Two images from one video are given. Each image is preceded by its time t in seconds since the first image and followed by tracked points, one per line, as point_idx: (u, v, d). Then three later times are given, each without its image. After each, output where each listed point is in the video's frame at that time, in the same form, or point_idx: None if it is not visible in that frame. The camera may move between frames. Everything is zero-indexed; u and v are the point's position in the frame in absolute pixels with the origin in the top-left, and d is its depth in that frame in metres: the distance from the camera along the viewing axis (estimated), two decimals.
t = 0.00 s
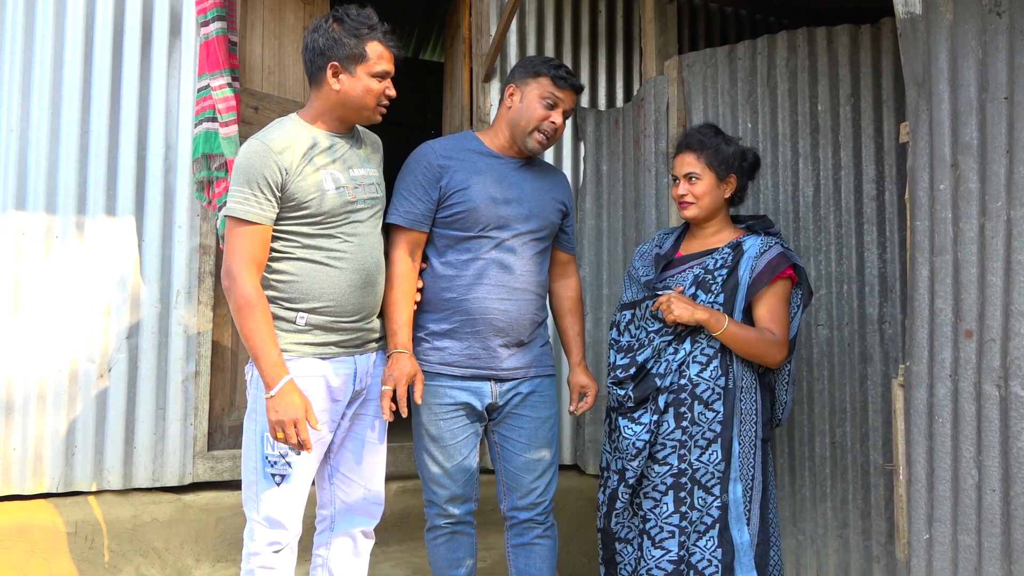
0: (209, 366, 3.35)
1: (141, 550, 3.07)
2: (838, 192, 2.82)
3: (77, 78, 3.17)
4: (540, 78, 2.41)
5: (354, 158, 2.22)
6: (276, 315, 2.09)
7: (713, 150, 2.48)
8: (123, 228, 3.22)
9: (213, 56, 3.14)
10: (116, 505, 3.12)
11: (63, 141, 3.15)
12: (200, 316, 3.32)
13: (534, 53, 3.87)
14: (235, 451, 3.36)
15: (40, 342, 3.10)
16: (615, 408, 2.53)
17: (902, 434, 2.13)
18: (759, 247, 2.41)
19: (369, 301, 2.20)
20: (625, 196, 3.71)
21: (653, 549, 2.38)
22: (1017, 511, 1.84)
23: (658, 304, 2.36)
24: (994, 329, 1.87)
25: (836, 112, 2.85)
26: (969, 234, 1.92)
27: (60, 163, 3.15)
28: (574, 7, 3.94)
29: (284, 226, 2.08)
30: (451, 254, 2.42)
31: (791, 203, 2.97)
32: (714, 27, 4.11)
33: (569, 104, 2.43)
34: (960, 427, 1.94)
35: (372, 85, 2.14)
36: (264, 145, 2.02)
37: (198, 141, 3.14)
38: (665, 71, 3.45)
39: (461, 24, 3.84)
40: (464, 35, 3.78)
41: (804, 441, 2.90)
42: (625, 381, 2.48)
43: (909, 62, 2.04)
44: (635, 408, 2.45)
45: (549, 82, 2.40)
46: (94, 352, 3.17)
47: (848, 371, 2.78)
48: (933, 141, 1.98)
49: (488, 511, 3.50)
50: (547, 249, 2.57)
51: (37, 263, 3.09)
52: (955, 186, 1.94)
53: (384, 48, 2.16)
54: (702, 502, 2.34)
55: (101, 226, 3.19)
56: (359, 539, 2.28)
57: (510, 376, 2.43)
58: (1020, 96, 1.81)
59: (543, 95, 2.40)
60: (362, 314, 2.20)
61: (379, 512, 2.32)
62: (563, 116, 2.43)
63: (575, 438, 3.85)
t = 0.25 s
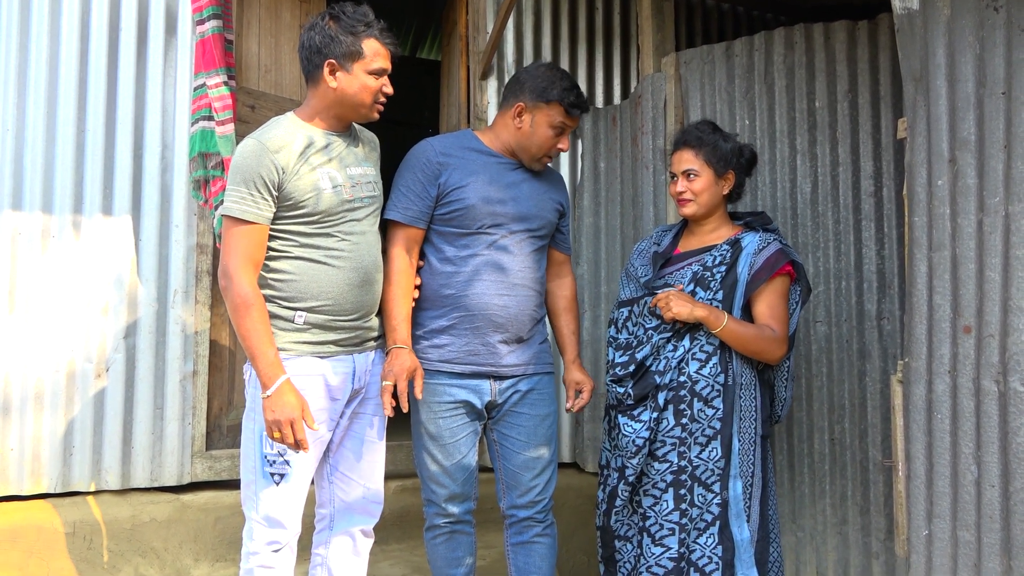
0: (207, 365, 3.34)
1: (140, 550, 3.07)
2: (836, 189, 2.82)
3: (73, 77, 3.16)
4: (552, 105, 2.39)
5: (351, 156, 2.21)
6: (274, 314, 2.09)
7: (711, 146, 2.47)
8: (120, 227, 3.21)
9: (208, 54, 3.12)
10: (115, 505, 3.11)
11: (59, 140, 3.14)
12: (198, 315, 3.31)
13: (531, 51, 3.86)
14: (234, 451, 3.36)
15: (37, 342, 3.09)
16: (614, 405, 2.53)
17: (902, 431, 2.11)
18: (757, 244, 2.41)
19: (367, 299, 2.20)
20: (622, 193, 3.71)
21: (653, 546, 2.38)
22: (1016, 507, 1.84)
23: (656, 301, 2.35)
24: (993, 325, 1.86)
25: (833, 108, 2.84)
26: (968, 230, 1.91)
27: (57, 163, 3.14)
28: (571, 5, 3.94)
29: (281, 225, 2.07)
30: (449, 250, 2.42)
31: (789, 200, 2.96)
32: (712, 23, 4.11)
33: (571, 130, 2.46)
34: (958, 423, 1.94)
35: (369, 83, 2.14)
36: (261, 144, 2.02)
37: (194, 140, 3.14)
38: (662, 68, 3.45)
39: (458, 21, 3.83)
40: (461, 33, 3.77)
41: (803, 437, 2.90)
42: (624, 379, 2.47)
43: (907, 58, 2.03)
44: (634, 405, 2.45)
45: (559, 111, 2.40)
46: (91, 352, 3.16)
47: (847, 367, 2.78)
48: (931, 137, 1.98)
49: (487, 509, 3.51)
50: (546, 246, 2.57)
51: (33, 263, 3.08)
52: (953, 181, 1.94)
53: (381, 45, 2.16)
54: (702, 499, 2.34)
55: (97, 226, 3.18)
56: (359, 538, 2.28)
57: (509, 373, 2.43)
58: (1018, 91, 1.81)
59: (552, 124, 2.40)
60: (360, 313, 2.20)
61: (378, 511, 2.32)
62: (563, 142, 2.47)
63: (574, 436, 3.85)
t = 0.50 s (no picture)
0: (207, 363, 3.34)
1: (140, 548, 3.07)
2: (836, 185, 2.81)
3: (71, 74, 3.15)
4: (554, 107, 2.37)
5: (351, 153, 2.21)
6: (274, 311, 2.08)
7: (712, 143, 2.46)
8: (119, 225, 3.20)
9: (206, 50, 3.11)
10: (115, 502, 3.11)
11: (58, 138, 3.14)
12: (197, 312, 3.30)
13: (530, 47, 3.85)
14: (234, 448, 3.36)
15: (36, 340, 3.09)
16: (614, 401, 2.53)
17: (901, 427, 2.14)
18: (758, 240, 2.40)
19: (367, 296, 2.19)
20: (622, 190, 3.70)
21: (654, 543, 2.37)
22: (1017, 503, 1.84)
23: (657, 297, 2.34)
24: (994, 321, 1.86)
25: (834, 104, 2.83)
26: (969, 225, 1.91)
27: (55, 160, 3.13)
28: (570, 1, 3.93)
29: (281, 222, 2.06)
30: (449, 248, 2.41)
31: (789, 196, 2.95)
32: (711, 19, 4.10)
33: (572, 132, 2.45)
34: (960, 419, 1.93)
35: (369, 79, 2.13)
36: (261, 141, 2.01)
37: (193, 137, 3.15)
38: (662, 64, 3.44)
39: (457, 18, 3.81)
40: (460, 29, 3.76)
41: (803, 434, 2.90)
42: (624, 375, 2.46)
43: (908, 53, 2.02)
44: (635, 401, 2.44)
45: (562, 113, 2.39)
46: (91, 350, 3.16)
47: (848, 364, 2.77)
48: (931, 132, 1.97)
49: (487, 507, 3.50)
50: (545, 243, 2.56)
51: (32, 261, 3.07)
52: (954, 177, 1.93)
53: (381, 41, 2.15)
54: (703, 496, 2.34)
55: (96, 224, 3.17)
56: (359, 535, 2.27)
57: (508, 370, 2.42)
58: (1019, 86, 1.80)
59: (554, 127, 2.39)
60: (360, 309, 2.19)
61: (378, 508, 2.31)
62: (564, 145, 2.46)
63: (574, 433, 3.84)
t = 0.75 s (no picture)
0: (206, 362, 3.33)
1: (139, 547, 3.06)
2: (838, 183, 2.80)
3: (71, 73, 3.15)
4: (543, 80, 2.40)
5: (352, 152, 2.20)
6: (274, 310, 2.08)
7: (713, 142, 2.46)
8: (119, 223, 3.20)
9: (205, 48, 3.11)
10: (115, 501, 3.11)
11: (57, 136, 3.13)
12: (198, 311, 3.29)
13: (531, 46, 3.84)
14: (234, 447, 3.35)
15: (36, 339, 3.08)
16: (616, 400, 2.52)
17: (904, 425, 2.11)
18: (759, 237, 2.39)
19: (367, 295, 2.18)
20: (623, 188, 3.69)
21: (656, 542, 2.37)
22: (1019, 502, 1.83)
23: (660, 296, 2.35)
24: (996, 319, 1.85)
25: (835, 102, 2.83)
26: (971, 223, 1.90)
27: (55, 159, 3.13)
28: None
29: (282, 220, 2.06)
30: (446, 248, 2.41)
31: (790, 194, 2.95)
32: (713, 17, 4.09)
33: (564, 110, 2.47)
34: (961, 418, 1.93)
35: (371, 77, 2.13)
36: (262, 139, 2.00)
37: (193, 136, 3.14)
38: (663, 63, 3.43)
39: (457, 16, 3.81)
40: (461, 28, 3.75)
41: (804, 433, 2.89)
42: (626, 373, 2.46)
43: (909, 51, 2.02)
44: (636, 400, 2.43)
45: (552, 87, 2.41)
46: (91, 349, 3.15)
47: (849, 363, 2.77)
48: (933, 130, 1.96)
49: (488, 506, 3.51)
50: (545, 241, 2.55)
51: (32, 260, 3.07)
52: (956, 174, 1.92)
53: (383, 40, 2.15)
54: (704, 494, 2.33)
55: (96, 222, 3.17)
56: (359, 535, 2.27)
57: (507, 368, 2.41)
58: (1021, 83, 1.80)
59: (548, 102, 2.41)
60: (360, 309, 2.19)
61: (378, 507, 2.31)
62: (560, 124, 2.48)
63: (574, 432, 3.83)
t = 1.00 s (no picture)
0: (206, 361, 3.32)
1: (139, 547, 3.06)
2: (838, 183, 2.80)
3: (70, 72, 3.15)
4: (534, 74, 2.41)
5: (352, 150, 2.19)
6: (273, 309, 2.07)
7: (728, 149, 2.43)
8: (118, 223, 3.19)
9: (205, 48, 3.10)
10: (114, 501, 3.11)
11: (57, 136, 3.13)
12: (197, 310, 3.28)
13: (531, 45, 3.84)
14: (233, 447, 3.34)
15: (36, 339, 3.08)
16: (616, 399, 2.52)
17: (904, 426, 2.12)
18: (752, 232, 2.39)
19: (366, 294, 2.18)
20: (623, 188, 3.69)
21: (658, 540, 2.37)
22: (1020, 503, 1.83)
23: (658, 294, 2.34)
24: (997, 319, 1.85)
25: (836, 102, 2.82)
26: (972, 223, 1.90)
27: (55, 158, 3.13)
28: None
29: (282, 219, 2.06)
30: (443, 250, 2.41)
31: (791, 194, 2.94)
32: (713, 16, 4.08)
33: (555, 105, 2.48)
34: (962, 419, 1.92)
35: (371, 75, 2.12)
36: (262, 138, 2.00)
37: (193, 135, 3.13)
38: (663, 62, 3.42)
39: (457, 15, 3.80)
40: (461, 27, 3.75)
41: (804, 433, 2.89)
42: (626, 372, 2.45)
43: (910, 51, 2.01)
44: (639, 399, 2.42)
45: (541, 80, 2.42)
46: (90, 348, 3.15)
47: (849, 363, 2.76)
48: (934, 130, 1.96)
49: (490, 506, 3.50)
50: (547, 239, 2.52)
51: (32, 260, 3.07)
52: (957, 174, 1.92)
53: (383, 38, 2.15)
54: (707, 491, 2.33)
55: (95, 222, 3.17)
56: (358, 534, 2.27)
57: (507, 365, 2.39)
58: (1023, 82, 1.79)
59: (540, 95, 2.42)
60: (359, 308, 2.18)
61: (378, 507, 2.30)
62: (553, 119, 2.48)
63: (574, 432, 3.83)
